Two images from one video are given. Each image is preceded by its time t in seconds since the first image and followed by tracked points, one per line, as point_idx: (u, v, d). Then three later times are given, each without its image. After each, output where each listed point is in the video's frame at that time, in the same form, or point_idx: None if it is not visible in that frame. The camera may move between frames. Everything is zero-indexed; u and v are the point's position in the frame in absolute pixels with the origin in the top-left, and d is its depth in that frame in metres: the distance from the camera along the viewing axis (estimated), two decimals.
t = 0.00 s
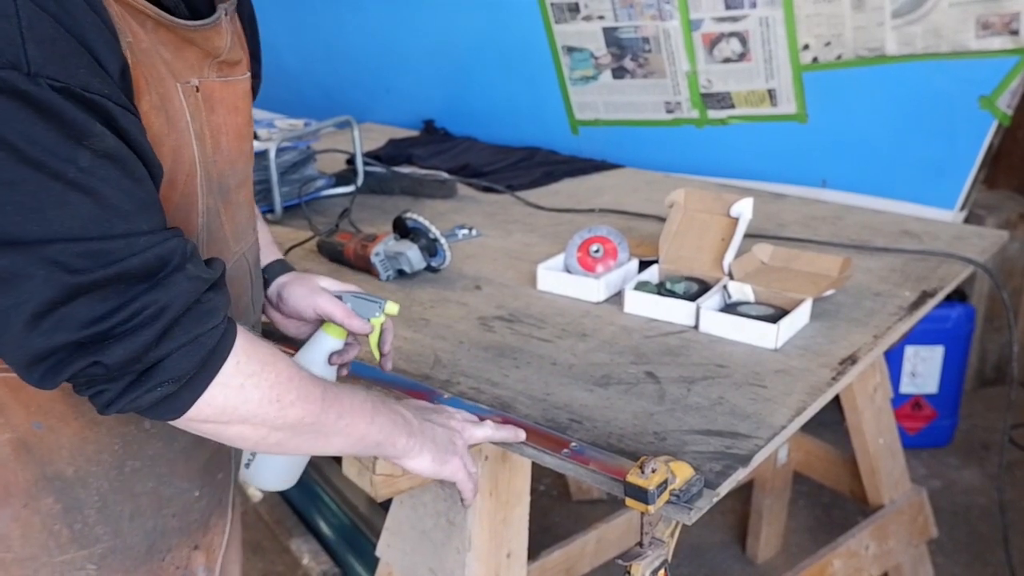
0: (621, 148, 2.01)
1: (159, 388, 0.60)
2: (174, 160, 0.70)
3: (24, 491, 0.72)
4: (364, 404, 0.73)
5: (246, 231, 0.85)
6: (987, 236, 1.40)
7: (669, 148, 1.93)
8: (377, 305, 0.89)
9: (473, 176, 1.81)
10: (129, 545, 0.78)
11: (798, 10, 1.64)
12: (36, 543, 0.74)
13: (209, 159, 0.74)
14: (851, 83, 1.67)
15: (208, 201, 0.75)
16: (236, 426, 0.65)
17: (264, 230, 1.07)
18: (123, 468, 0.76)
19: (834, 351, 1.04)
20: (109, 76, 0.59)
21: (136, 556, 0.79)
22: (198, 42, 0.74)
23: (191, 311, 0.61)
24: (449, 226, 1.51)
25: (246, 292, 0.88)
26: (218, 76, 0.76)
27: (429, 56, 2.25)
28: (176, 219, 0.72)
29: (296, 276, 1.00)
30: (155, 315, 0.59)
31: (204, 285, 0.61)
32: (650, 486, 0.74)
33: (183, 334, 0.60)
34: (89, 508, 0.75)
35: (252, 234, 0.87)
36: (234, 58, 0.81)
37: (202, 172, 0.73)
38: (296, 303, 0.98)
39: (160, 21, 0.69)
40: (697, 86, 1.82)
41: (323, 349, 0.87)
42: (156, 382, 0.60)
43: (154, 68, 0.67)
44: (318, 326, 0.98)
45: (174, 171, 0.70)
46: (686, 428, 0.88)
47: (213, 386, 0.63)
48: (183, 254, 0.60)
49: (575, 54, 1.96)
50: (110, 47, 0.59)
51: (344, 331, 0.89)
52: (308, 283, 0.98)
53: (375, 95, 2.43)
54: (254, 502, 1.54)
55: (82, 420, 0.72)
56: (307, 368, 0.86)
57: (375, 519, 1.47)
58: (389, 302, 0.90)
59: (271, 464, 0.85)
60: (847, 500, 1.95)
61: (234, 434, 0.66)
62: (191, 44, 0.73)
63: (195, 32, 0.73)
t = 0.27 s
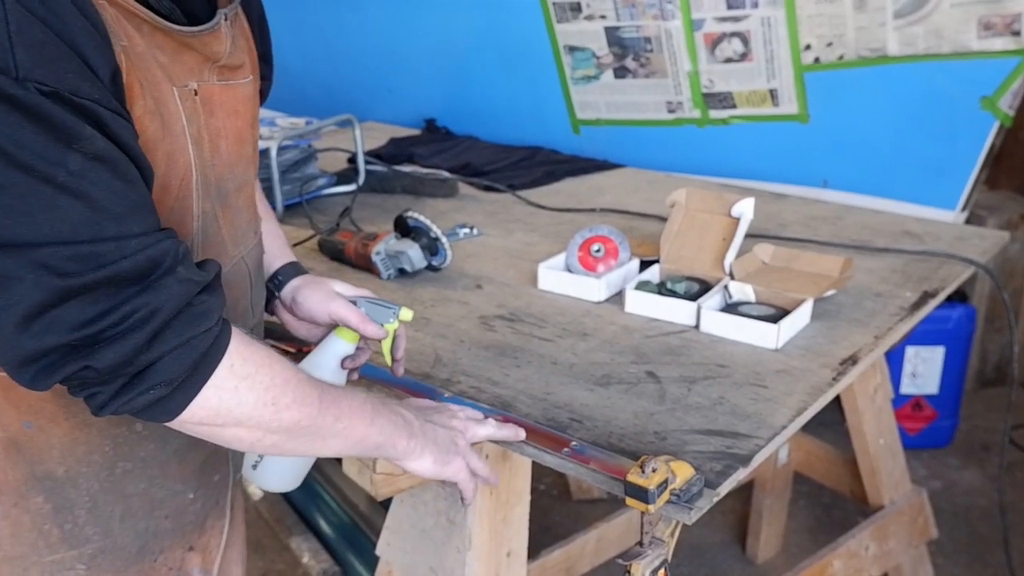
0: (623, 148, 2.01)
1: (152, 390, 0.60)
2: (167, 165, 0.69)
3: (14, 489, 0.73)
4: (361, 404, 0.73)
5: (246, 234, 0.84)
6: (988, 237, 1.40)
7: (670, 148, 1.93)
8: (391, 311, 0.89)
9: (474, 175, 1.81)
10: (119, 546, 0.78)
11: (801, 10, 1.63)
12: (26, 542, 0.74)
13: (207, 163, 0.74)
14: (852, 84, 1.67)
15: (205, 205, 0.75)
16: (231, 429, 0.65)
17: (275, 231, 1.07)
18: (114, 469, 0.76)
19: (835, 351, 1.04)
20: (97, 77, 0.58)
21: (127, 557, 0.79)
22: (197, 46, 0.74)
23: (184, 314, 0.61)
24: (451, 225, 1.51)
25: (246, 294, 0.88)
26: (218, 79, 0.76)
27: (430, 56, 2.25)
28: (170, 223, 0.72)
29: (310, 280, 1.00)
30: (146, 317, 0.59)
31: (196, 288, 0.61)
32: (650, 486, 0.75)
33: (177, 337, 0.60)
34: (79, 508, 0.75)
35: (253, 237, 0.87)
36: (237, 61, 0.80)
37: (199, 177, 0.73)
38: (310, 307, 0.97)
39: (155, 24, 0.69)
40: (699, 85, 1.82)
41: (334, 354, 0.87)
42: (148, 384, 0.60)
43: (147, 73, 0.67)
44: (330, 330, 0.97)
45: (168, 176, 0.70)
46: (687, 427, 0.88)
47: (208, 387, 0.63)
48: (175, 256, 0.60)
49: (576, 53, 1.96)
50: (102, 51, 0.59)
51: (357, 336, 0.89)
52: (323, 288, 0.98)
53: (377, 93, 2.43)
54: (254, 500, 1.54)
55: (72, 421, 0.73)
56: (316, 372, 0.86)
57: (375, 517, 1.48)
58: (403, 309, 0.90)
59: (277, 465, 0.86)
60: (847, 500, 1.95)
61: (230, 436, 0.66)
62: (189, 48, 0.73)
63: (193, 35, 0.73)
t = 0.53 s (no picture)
0: (623, 148, 2.01)
1: None
2: (145, 163, 0.65)
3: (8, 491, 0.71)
4: (244, 478, 0.60)
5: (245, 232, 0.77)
6: (988, 238, 1.40)
7: (670, 148, 1.93)
8: (413, 306, 0.89)
9: (475, 175, 1.81)
10: (119, 550, 0.77)
11: (801, 10, 1.64)
12: (20, 545, 0.73)
13: (194, 161, 0.69)
14: (852, 84, 1.67)
15: (191, 203, 0.70)
16: (73, 482, 0.56)
17: (292, 224, 1.02)
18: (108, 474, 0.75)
19: (835, 351, 1.04)
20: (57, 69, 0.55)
21: (127, 561, 0.78)
22: (186, 37, 0.69)
23: (31, 362, 0.52)
24: (451, 225, 1.51)
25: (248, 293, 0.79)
26: (212, 73, 0.72)
27: (430, 56, 2.26)
28: (158, 227, 0.68)
29: (331, 272, 0.98)
30: None
31: (53, 340, 0.53)
32: (650, 486, 0.75)
33: None
34: (74, 512, 0.74)
35: (253, 235, 0.79)
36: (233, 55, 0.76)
37: (180, 173, 0.68)
38: (329, 298, 0.95)
39: (144, 15, 0.65)
40: (699, 86, 1.82)
41: (354, 345, 0.88)
42: None
43: (121, 64, 0.64)
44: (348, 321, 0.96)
45: (144, 172, 0.66)
46: (686, 428, 0.88)
47: (47, 433, 0.54)
48: (49, 301, 0.53)
49: (577, 53, 1.96)
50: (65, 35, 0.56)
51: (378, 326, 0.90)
52: (342, 279, 0.96)
53: (377, 93, 2.43)
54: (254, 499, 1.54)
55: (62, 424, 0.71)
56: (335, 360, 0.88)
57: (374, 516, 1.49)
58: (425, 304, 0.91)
59: (287, 453, 0.87)
60: (847, 500, 1.95)
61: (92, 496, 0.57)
62: (179, 38, 0.69)
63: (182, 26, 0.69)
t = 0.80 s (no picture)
0: (623, 148, 2.00)
1: None
2: (122, 155, 0.66)
3: None
4: (68, 538, 0.58)
5: (235, 233, 0.77)
6: (988, 240, 1.39)
7: (671, 148, 1.93)
8: (450, 335, 0.84)
9: (475, 173, 1.81)
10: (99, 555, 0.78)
11: (802, 10, 1.63)
12: None
13: (175, 155, 0.70)
14: (851, 85, 1.68)
15: (172, 200, 0.70)
16: None
17: (330, 242, 0.99)
18: (83, 476, 0.74)
19: (834, 351, 1.04)
20: (13, 55, 0.57)
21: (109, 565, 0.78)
22: (174, 29, 0.71)
23: None
24: (451, 223, 1.51)
25: (236, 296, 0.79)
26: (202, 68, 0.73)
27: (431, 54, 2.26)
28: (134, 222, 0.67)
29: (368, 292, 0.93)
30: None
31: None
32: (648, 485, 0.75)
33: None
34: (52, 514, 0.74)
35: (246, 238, 0.79)
36: (228, 51, 0.77)
37: (160, 167, 0.68)
38: (363, 316, 0.91)
39: (128, 5, 0.67)
40: (699, 85, 1.82)
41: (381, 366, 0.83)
42: None
43: (98, 54, 0.64)
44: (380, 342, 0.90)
45: (121, 165, 0.66)
46: (685, 427, 0.88)
47: None
48: None
49: (578, 52, 1.96)
50: (26, 23, 0.58)
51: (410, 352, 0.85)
52: (380, 299, 0.91)
53: (379, 90, 2.43)
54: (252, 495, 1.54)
55: (31, 424, 0.70)
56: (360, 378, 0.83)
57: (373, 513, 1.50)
58: (463, 335, 0.85)
59: (302, 468, 0.85)
60: (845, 501, 1.95)
61: None
62: (166, 30, 0.70)
63: (170, 17, 0.71)
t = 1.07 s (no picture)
0: (626, 148, 2.00)
1: None
2: (93, 150, 0.66)
3: None
4: (33, 542, 0.58)
5: (220, 234, 0.77)
6: (991, 240, 1.39)
7: (674, 148, 1.93)
8: (455, 343, 0.84)
9: (478, 172, 1.81)
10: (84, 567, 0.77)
11: (806, 10, 1.63)
12: None
13: (151, 152, 0.70)
14: (852, 83, 1.67)
15: (149, 198, 0.70)
16: None
17: (331, 249, 0.98)
18: (66, 482, 0.74)
19: (837, 351, 1.04)
20: None
21: None
22: (151, 22, 0.71)
23: None
24: (454, 222, 1.51)
25: (222, 299, 0.78)
26: (184, 64, 0.73)
27: (434, 53, 2.26)
28: (107, 220, 0.67)
29: (372, 301, 0.92)
30: None
31: None
32: (651, 485, 0.74)
33: None
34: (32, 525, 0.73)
35: (232, 238, 0.79)
36: (211, 47, 0.77)
37: (137, 164, 0.69)
38: (366, 325, 0.90)
39: None
40: (703, 85, 1.82)
41: (387, 377, 0.84)
42: None
43: (71, 48, 0.64)
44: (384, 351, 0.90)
45: (95, 161, 0.66)
46: (687, 426, 0.88)
47: None
48: None
49: (581, 52, 1.96)
50: None
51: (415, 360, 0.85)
52: (383, 307, 0.91)
53: (381, 90, 2.43)
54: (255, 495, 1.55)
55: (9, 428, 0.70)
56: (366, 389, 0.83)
57: (375, 512, 1.51)
58: (468, 342, 0.85)
59: (305, 483, 0.85)
60: (847, 500, 1.95)
61: None
62: (147, 25, 0.71)
63: (146, 9, 0.71)
